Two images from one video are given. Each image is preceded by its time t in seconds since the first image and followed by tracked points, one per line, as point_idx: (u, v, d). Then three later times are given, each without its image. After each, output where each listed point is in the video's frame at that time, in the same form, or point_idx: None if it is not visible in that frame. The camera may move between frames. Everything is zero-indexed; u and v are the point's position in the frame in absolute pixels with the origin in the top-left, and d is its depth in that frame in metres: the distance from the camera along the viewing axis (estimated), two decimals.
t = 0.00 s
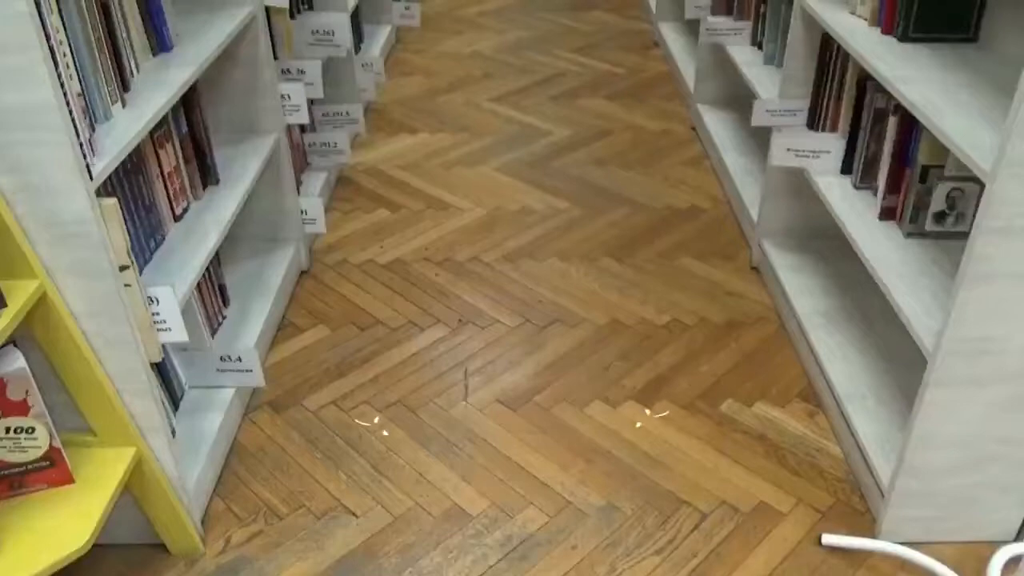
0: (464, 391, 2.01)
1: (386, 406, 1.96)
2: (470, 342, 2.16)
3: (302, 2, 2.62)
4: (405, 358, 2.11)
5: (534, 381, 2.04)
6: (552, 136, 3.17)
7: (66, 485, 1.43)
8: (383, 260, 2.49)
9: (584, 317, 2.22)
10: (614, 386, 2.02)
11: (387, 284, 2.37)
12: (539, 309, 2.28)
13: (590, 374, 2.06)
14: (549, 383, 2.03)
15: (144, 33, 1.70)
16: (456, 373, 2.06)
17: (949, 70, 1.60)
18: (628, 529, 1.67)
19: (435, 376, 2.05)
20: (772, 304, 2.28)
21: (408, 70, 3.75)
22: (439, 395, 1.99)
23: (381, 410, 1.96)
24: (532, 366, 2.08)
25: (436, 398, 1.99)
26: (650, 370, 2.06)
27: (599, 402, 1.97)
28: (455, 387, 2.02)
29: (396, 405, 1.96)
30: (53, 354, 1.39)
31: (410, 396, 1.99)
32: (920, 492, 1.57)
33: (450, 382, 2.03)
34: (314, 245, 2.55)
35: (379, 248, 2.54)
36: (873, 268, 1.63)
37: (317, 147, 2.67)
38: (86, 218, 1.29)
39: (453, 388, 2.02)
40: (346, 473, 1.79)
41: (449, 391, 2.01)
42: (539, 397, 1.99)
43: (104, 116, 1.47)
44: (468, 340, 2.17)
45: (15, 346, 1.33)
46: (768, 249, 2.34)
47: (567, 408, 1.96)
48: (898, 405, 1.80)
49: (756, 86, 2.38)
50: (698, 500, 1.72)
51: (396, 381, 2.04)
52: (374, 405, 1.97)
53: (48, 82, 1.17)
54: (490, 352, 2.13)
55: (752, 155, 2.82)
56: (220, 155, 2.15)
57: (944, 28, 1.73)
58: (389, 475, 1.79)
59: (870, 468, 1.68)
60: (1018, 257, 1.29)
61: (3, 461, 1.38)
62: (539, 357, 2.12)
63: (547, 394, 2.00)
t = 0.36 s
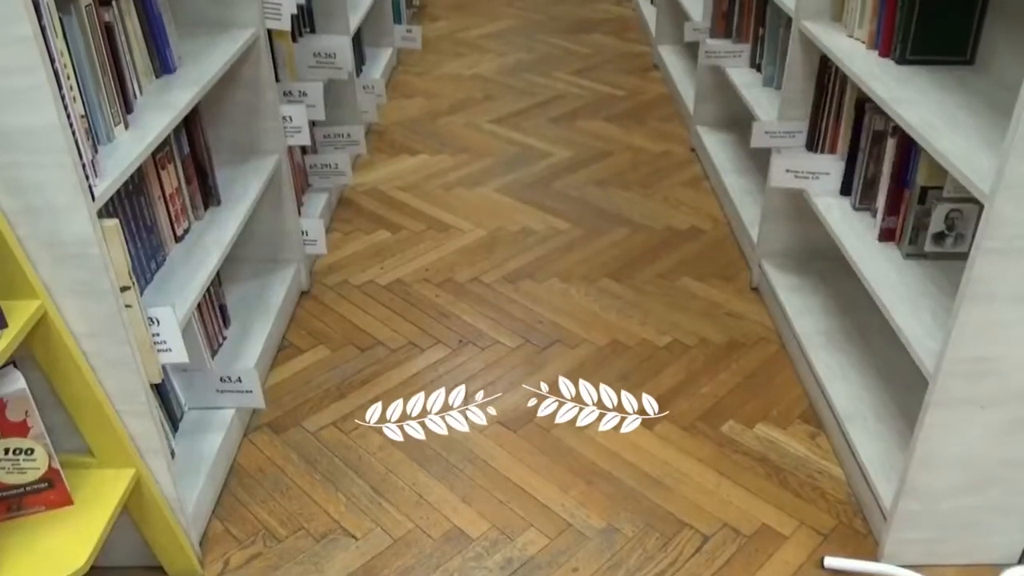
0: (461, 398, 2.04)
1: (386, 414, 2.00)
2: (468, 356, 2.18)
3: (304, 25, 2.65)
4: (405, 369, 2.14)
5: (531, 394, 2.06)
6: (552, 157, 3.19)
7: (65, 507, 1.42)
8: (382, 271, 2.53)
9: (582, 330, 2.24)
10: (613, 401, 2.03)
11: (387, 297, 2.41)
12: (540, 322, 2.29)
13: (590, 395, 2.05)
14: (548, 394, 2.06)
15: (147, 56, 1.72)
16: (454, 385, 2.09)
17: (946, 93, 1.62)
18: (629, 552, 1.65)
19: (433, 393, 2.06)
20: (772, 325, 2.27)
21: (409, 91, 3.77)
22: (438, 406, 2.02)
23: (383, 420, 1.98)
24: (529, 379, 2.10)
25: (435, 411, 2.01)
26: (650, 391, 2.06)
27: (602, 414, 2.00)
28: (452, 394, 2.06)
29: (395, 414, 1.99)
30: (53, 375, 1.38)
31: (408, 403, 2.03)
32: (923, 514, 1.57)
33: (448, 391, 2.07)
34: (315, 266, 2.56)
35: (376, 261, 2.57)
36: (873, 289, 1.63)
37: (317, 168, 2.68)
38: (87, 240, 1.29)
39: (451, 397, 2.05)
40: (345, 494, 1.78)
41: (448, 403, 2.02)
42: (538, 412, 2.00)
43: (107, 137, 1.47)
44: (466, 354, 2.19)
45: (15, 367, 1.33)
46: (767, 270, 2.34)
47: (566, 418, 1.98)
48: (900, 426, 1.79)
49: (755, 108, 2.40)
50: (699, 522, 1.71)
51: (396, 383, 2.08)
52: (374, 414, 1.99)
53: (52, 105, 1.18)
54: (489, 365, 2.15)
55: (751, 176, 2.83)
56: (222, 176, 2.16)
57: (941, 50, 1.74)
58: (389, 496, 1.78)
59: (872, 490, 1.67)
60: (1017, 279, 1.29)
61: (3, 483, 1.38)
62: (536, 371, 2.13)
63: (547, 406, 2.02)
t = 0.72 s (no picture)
0: (460, 398, 2.10)
1: (386, 414, 2.05)
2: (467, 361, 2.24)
3: (306, 47, 2.67)
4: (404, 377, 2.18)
5: (530, 397, 2.11)
6: (552, 179, 3.20)
7: (63, 529, 1.41)
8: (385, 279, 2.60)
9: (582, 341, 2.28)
10: (613, 410, 2.06)
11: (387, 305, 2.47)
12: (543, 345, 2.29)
13: (591, 417, 2.04)
14: (547, 396, 2.11)
15: (151, 78, 1.73)
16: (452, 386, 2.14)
17: (945, 115, 1.63)
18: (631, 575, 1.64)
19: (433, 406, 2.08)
20: (773, 347, 2.27)
21: (410, 113, 3.79)
22: (438, 407, 2.07)
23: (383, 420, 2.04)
24: (528, 382, 2.15)
25: (436, 411, 2.06)
26: (651, 413, 2.05)
27: (602, 414, 2.06)
28: (452, 394, 2.11)
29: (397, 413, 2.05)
30: (53, 396, 1.38)
31: (408, 403, 2.09)
32: (926, 537, 1.56)
33: (448, 392, 2.12)
34: (315, 287, 2.56)
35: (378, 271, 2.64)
36: (873, 310, 1.63)
37: (319, 190, 2.69)
38: (88, 260, 1.29)
39: (450, 398, 2.10)
40: (345, 516, 1.77)
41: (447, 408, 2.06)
42: (538, 412, 2.06)
43: (110, 158, 1.48)
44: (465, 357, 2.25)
45: (14, 388, 1.33)
46: (768, 291, 2.34)
47: (566, 418, 2.04)
48: (902, 448, 1.78)
49: (754, 129, 2.41)
50: (700, 545, 1.70)
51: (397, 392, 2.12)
52: (374, 414, 2.05)
53: (56, 127, 1.18)
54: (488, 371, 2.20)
55: (751, 197, 2.84)
56: (223, 196, 2.17)
57: (939, 73, 1.75)
58: (389, 519, 1.77)
59: (874, 512, 1.66)
60: (1017, 300, 1.29)
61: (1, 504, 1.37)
62: (534, 378, 2.17)
63: (546, 409, 2.08)
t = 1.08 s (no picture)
0: (460, 399, 2.16)
1: (386, 414, 2.11)
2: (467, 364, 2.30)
3: (308, 69, 2.69)
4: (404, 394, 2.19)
5: (530, 397, 2.18)
6: (552, 199, 3.21)
7: (61, 551, 1.41)
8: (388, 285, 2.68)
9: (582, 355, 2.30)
10: (613, 410, 2.12)
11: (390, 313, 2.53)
12: (539, 361, 2.30)
13: (592, 437, 2.04)
14: (547, 396, 2.18)
15: (153, 99, 1.74)
16: (453, 386, 2.21)
17: (943, 136, 1.63)
18: None
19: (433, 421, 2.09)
20: (774, 367, 2.27)
21: (410, 134, 3.81)
22: (438, 407, 2.14)
23: (382, 421, 2.10)
24: (527, 382, 2.22)
25: (436, 411, 2.13)
26: (652, 434, 2.04)
27: (602, 414, 2.12)
28: (452, 394, 2.18)
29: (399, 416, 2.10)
30: (52, 416, 1.38)
31: (408, 403, 2.15)
32: (928, 559, 1.55)
33: (448, 392, 2.19)
34: (316, 307, 2.56)
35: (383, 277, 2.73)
36: (874, 331, 1.63)
37: (319, 211, 2.71)
38: (90, 281, 1.29)
39: (450, 398, 2.17)
40: (343, 538, 1.76)
41: (447, 418, 2.10)
42: (539, 412, 2.13)
43: (112, 179, 1.49)
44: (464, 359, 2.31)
45: (14, 409, 1.33)
46: (768, 311, 2.34)
47: (566, 418, 2.10)
48: (904, 468, 1.77)
49: (754, 150, 2.43)
50: (702, 567, 1.69)
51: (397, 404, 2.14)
52: (374, 414, 2.11)
53: (59, 148, 1.19)
54: (487, 375, 2.26)
55: (751, 217, 2.85)
56: (225, 217, 2.18)
57: (938, 95, 1.76)
58: (388, 540, 1.76)
59: (877, 534, 1.65)
60: (1017, 321, 1.29)
61: None
62: (534, 379, 2.24)
63: (546, 409, 2.14)
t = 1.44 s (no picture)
0: (460, 398, 2.22)
1: (386, 414, 2.18)
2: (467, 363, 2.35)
3: (310, 91, 2.71)
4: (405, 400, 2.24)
5: (530, 397, 2.24)
6: (553, 220, 3.22)
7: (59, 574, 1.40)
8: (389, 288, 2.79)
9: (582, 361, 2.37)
10: (613, 411, 2.19)
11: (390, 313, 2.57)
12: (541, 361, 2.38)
13: (593, 459, 2.03)
14: (547, 396, 2.24)
15: (156, 121, 1.75)
16: (453, 387, 2.27)
17: (942, 158, 1.64)
18: None
19: (433, 427, 2.14)
20: (775, 388, 2.26)
21: (412, 156, 3.83)
22: (438, 407, 2.20)
23: (382, 421, 2.16)
24: (527, 382, 2.27)
25: (435, 411, 2.19)
26: (653, 456, 2.04)
27: (602, 414, 2.18)
28: (452, 394, 2.24)
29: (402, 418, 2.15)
30: (52, 437, 1.38)
31: (408, 403, 2.21)
32: None
33: (448, 392, 2.24)
34: (316, 329, 2.56)
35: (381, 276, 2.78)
36: (875, 353, 1.63)
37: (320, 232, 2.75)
38: (91, 301, 1.29)
39: (450, 398, 2.22)
40: (343, 561, 1.75)
41: (447, 421, 2.16)
42: (539, 412, 2.19)
43: (115, 200, 1.49)
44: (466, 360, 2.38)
45: (14, 430, 1.33)
46: (769, 333, 2.34)
47: (566, 418, 2.17)
48: (906, 491, 1.76)
49: (753, 171, 2.44)
50: None
51: (398, 409, 2.19)
52: (374, 414, 2.18)
53: (62, 169, 1.19)
54: (487, 375, 2.30)
55: (751, 239, 2.86)
56: (226, 239, 2.18)
57: (936, 116, 1.77)
58: (387, 563, 1.75)
59: (880, 558, 1.64)
60: (1018, 342, 1.29)
61: None
62: (534, 379, 2.29)
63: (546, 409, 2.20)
